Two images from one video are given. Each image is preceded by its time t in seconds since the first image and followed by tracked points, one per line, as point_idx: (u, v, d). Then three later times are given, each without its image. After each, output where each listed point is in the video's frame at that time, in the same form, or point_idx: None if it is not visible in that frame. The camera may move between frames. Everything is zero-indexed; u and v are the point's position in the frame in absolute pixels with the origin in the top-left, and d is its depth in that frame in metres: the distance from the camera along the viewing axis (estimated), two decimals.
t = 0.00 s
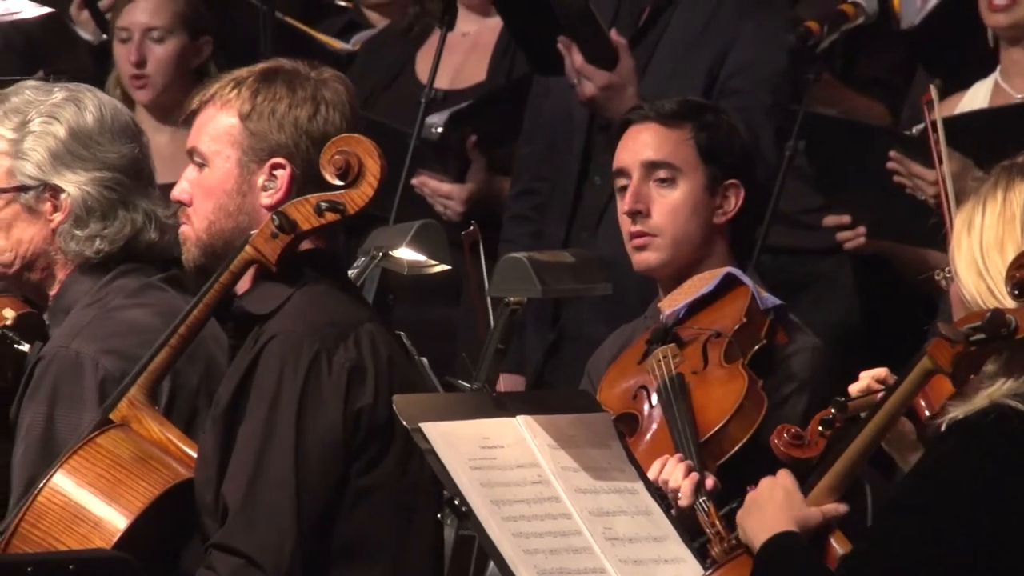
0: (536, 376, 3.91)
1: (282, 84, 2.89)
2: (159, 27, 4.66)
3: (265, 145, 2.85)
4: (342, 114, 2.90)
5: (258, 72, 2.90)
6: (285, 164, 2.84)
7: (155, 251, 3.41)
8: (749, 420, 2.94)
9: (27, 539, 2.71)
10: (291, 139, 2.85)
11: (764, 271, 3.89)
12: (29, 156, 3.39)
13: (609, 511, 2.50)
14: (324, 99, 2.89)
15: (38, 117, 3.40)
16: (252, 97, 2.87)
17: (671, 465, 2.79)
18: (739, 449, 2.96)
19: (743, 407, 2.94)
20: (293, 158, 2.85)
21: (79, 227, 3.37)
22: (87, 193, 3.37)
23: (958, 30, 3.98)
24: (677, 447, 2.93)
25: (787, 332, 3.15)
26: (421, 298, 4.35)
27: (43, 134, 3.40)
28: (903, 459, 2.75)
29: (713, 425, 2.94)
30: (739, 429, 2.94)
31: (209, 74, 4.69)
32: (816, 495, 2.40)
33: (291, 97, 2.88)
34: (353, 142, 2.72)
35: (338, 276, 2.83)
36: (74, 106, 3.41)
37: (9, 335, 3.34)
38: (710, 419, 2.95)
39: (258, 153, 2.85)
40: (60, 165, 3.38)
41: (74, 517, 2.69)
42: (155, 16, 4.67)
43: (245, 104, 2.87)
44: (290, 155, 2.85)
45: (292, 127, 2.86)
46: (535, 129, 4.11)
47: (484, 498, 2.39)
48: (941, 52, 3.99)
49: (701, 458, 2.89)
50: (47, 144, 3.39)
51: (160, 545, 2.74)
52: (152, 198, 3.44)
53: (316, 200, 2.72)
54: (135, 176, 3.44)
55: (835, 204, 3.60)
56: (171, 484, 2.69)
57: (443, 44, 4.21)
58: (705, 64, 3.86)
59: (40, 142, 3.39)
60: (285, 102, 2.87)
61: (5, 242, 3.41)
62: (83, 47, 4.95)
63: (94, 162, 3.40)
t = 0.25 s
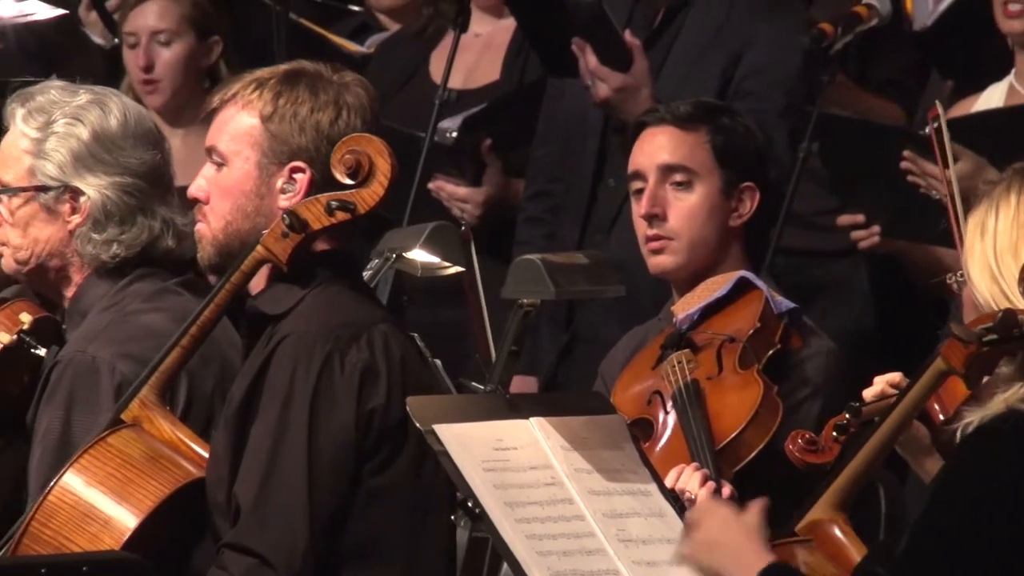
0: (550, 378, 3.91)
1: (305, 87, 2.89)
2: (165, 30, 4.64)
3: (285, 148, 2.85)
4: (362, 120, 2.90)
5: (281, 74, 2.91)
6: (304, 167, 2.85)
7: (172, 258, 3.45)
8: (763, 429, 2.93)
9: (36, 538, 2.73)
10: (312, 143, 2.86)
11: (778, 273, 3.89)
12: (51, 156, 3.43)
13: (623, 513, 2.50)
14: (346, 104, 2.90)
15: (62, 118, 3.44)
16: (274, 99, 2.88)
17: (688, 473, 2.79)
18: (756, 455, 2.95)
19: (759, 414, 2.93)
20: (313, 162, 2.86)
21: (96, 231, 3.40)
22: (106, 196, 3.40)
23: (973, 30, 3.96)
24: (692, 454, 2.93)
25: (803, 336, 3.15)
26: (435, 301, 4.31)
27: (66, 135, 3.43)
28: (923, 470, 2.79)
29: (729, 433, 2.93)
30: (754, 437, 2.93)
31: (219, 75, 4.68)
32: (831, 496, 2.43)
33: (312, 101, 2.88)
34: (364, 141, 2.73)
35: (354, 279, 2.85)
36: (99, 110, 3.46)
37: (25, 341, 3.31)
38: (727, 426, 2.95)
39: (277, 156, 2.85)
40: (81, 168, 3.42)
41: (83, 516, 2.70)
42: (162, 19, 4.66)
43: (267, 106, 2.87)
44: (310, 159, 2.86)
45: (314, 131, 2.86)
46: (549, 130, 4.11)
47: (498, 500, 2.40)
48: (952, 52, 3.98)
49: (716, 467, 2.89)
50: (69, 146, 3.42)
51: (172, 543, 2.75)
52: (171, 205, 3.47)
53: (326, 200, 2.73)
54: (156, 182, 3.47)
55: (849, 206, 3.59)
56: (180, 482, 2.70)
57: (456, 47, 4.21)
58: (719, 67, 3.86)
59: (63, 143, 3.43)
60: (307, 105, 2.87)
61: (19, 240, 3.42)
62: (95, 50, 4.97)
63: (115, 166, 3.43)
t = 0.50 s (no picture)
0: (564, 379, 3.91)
1: (318, 90, 2.90)
2: (178, 32, 4.64)
3: (293, 150, 2.85)
4: (375, 124, 2.90)
5: (294, 75, 2.91)
6: (313, 170, 2.85)
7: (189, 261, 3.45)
8: (778, 432, 2.93)
9: (47, 539, 2.74)
10: (322, 146, 2.86)
11: (793, 275, 3.88)
12: (70, 156, 3.44)
13: (637, 514, 2.50)
14: (358, 109, 2.90)
15: (81, 118, 3.45)
16: (287, 100, 2.88)
17: (702, 476, 2.80)
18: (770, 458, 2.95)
19: (773, 416, 2.93)
20: (321, 165, 2.86)
21: (113, 232, 3.41)
22: (125, 197, 3.41)
23: (984, 30, 3.98)
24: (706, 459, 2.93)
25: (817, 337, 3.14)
26: (449, 301, 4.31)
27: (85, 135, 3.45)
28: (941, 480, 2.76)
29: (743, 436, 2.93)
30: (768, 440, 2.93)
31: (232, 75, 4.69)
32: (843, 495, 2.47)
33: (325, 104, 2.88)
34: (371, 140, 2.74)
35: (362, 279, 2.86)
36: (119, 110, 3.47)
37: (42, 344, 3.33)
38: (740, 429, 2.95)
39: (286, 156, 2.85)
40: (100, 168, 3.44)
41: (94, 516, 2.71)
42: (174, 21, 4.65)
43: (278, 106, 2.87)
44: (319, 162, 2.86)
45: (326, 134, 2.87)
46: (564, 131, 4.11)
47: (512, 502, 2.40)
48: (966, 52, 3.97)
49: (730, 470, 2.89)
50: (89, 146, 3.44)
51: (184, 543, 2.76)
52: (188, 207, 3.49)
53: (334, 199, 2.73)
54: (174, 184, 3.48)
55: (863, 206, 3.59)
56: (191, 482, 2.70)
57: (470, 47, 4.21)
58: (733, 67, 3.86)
59: (82, 143, 3.44)
60: (320, 108, 2.88)
61: (35, 240, 3.45)
62: (110, 51, 4.98)
63: (133, 167, 3.45)
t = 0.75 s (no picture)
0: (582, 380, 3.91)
1: (338, 91, 2.90)
2: (194, 31, 4.65)
3: (310, 151, 2.86)
4: (393, 127, 2.91)
5: (315, 76, 2.91)
6: (329, 172, 2.85)
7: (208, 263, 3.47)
8: (795, 433, 2.92)
9: (64, 543, 2.75)
10: (340, 148, 2.87)
11: (812, 276, 3.87)
12: (91, 156, 3.45)
13: (655, 515, 2.50)
14: (377, 113, 2.90)
15: (104, 118, 3.46)
16: (306, 101, 2.88)
17: (719, 477, 2.79)
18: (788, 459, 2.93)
19: (790, 417, 2.92)
20: (337, 166, 2.87)
21: (133, 232, 3.43)
22: (145, 198, 3.42)
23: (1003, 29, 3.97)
24: (724, 459, 2.92)
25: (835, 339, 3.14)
26: (467, 302, 4.31)
27: (107, 135, 3.45)
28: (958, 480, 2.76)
29: (761, 436, 2.92)
30: (785, 442, 2.92)
31: (249, 75, 4.70)
32: (859, 495, 2.49)
33: (345, 106, 2.88)
34: (386, 140, 2.74)
35: (379, 281, 2.86)
36: (141, 111, 3.48)
37: (63, 345, 3.34)
38: (758, 430, 2.94)
39: (304, 158, 2.86)
40: (121, 169, 3.44)
41: (111, 519, 2.73)
42: (190, 20, 4.67)
43: (298, 107, 2.88)
44: (336, 164, 2.86)
45: (344, 136, 2.87)
46: (582, 132, 4.11)
47: (530, 502, 2.40)
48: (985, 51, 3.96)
49: (748, 472, 2.88)
50: (110, 146, 3.45)
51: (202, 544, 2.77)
52: (209, 209, 3.50)
53: (350, 200, 2.73)
54: (195, 187, 3.50)
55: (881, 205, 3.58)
56: (209, 483, 2.71)
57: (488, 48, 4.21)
58: (751, 67, 3.86)
59: (104, 143, 3.45)
60: (339, 110, 2.88)
61: (55, 239, 3.46)
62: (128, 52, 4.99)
63: (154, 168, 3.46)
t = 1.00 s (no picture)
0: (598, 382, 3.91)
1: (356, 94, 2.90)
2: (209, 33, 4.66)
3: (328, 154, 2.86)
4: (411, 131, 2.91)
5: (333, 79, 2.92)
6: (346, 175, 2.86)
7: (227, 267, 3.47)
8: (813, 435, 2.92)
9: (79, 544, 2.76)
10: (355, 150, 2.87)
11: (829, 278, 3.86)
12: (110, 159, 3.47)
13: (672, 517, 2.50)
14: (395, 116, 2.90)
15: (123, 121, 3.48)
16: (324, 104, 2.88)
17: (737, 480, 2.81)
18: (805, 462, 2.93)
19: (807, 420, 2.91)
20: (354, 170, 2.86)
21: (151, 236, 3.44)
22: (163, 203, 3.44)
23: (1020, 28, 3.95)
24: (741, 463, 2.91)
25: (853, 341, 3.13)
26: (483, 304, 4.31)
27: (126, 139, 3.48)
28: (970, 477, 2.76)
29: (779, 439, 2.92)
30: (803, 445, 2.91)
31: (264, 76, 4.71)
32: (876, 496, 2.48)
33: (362, 109, 2.89)
34: (400, 141, 2.75)
35: (395, 283, 2.87)
36: (161, 115, 3.50)
37: (82, 349, 3.32)
38: (776, 433, 2.93)
39: (321, 160, 2.86)
40: (140, 173, 3.46)
41: (126, 520, 2.73)
42: (205, 22, 4.68)
43: (315, 109, 2.88)
44: (353, 168, 2.86)
45: (361, 139, 2.87)
46: (599, 133, 4.11)
47: (547, 504, 2.40)
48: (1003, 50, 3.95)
49: (765, 475, 2.87)
50: (129, 150, 3.47)
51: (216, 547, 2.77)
52: (227, 214, 3.52)
53: (364, 200, 2.73)
54: (213, 192, 3.51)
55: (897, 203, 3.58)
56: (224, 484, 2.72)
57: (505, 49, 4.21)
58: (768, 69, 3.85)
59: (123, 147, 3.47)
60: (356, 113, 2.88)
61: (74, 241, 3.47)
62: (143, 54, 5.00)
63: (173, 172, 3.48)
